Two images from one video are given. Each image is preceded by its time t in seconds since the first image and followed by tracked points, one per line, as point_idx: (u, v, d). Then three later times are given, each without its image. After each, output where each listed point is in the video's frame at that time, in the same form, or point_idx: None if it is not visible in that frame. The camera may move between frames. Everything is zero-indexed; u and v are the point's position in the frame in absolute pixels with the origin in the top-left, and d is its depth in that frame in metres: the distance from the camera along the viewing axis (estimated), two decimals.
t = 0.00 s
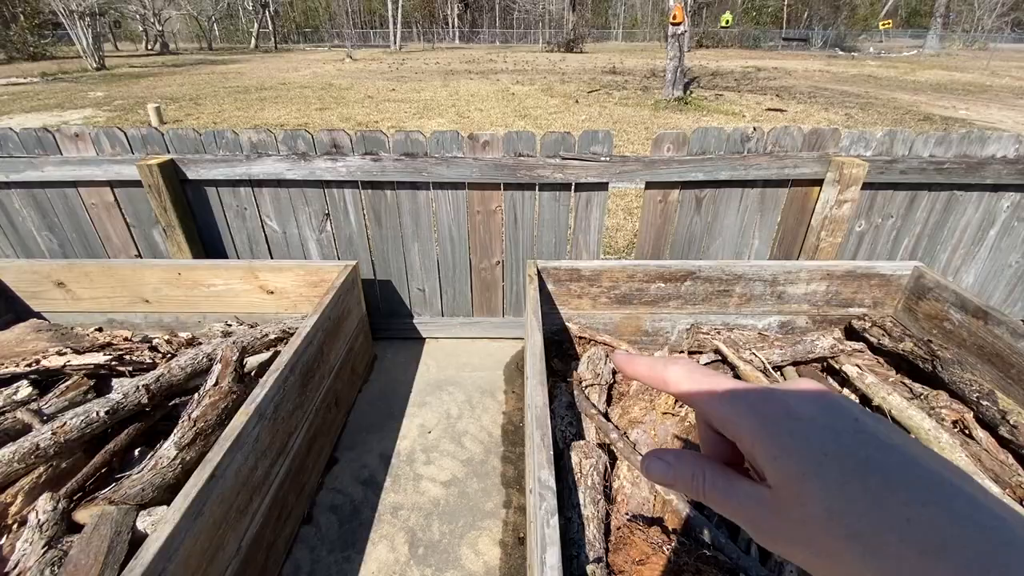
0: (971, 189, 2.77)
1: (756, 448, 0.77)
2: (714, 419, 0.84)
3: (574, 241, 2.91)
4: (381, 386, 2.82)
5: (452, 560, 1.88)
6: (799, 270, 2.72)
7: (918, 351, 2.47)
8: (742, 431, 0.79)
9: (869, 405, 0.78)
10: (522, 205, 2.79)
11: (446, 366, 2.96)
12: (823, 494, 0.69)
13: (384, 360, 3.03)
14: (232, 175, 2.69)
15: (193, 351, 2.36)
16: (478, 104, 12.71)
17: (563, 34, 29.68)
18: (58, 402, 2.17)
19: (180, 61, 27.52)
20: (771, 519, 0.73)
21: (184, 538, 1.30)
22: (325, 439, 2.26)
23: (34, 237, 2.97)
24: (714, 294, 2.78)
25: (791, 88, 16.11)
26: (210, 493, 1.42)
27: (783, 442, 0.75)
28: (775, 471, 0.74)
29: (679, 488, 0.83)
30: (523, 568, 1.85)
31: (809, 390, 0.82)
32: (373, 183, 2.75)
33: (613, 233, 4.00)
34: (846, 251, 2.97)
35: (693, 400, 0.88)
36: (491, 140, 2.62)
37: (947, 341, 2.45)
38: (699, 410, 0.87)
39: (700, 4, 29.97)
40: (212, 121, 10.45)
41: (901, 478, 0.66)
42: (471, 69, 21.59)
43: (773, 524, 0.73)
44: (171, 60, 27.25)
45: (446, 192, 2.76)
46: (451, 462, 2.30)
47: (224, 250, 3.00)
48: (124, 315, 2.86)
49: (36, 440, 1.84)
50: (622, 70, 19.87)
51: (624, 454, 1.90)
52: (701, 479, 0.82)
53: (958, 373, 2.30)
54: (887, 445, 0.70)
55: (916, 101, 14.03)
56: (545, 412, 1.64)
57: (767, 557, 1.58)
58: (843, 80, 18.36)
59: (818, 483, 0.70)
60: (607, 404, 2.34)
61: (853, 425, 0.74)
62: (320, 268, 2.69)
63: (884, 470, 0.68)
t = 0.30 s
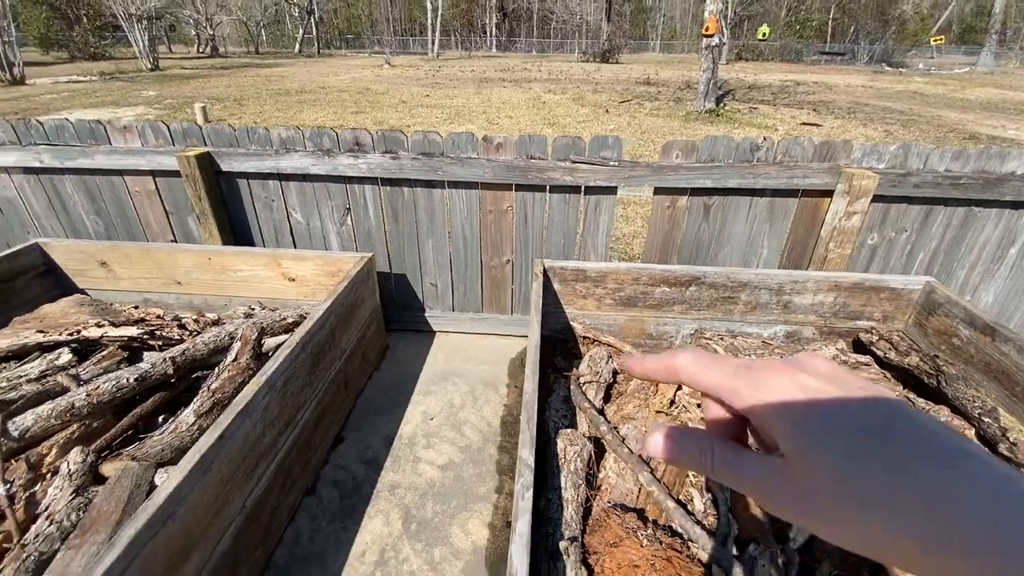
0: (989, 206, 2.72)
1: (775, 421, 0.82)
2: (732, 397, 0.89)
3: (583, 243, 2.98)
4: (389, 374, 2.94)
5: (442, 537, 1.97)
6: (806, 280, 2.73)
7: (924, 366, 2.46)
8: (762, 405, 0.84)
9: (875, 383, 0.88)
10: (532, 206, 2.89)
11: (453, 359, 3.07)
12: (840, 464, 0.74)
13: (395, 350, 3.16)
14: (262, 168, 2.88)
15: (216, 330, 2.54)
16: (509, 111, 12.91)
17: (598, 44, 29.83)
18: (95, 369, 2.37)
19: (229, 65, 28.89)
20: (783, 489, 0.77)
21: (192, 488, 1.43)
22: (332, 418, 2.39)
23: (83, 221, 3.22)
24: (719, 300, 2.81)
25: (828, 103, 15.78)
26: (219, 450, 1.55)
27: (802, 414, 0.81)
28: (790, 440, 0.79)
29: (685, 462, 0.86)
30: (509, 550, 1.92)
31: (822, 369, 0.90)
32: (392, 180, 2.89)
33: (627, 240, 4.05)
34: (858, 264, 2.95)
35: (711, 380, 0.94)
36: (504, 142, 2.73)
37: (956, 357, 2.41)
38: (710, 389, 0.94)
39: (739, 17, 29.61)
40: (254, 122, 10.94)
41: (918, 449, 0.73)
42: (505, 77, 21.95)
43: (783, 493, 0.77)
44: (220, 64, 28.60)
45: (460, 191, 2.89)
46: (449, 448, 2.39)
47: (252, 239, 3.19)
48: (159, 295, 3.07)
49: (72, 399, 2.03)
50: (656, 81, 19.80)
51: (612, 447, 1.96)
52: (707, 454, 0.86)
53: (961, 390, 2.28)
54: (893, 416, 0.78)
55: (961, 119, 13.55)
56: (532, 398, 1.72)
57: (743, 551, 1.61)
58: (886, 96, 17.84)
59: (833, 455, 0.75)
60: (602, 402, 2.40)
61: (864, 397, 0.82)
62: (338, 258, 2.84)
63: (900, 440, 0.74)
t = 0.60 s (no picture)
0: (1000, 217, 2.68)
1: (809, 381, 0.93)
2: (768, 363, 1.00)
3: (586, 242, 3.05)
4: (394, 362, 3.06)
5: (430, 514, 2.06)
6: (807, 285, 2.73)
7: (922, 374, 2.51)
8: (797, 369, 0.95)
9: (906, 352, 0.98)
10: (537, 204, 2.98)
11: (456, 350, 3.17)
12: (865, 426, 0.83)
13: (402, 340, 3.29)
14: (283, 162, 3.05)
15: (233, 312, 2.70)
16: (534, 115, 13.03)
17: (628, 51, 29.76)
18: (122, 344, 2.56)
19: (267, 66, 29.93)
20: (808, 454, 0.87)
21: (197, 447, 1.56)
22: (336, 399, 2.52)
23: (119, 207, 3.44)
24: (719, 302, 2.83)
25: (863, 113, 15.40)
26: (224, 415, 1.68)
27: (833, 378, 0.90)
28: (822, 405, 0.90)
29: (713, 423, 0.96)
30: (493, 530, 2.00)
31: (853, 336, 1.01)
32: (404, 176, 3.02)
33: (636, 242, 4.09)
34: (863, 271, 2.93)
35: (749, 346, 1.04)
36: (511, 142, 2.83)
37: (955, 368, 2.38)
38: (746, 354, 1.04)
39: (774, 25, 29.15)
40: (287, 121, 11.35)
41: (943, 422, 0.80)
42: (533, 82, 22.12)
43: (810, 459, 0.88)
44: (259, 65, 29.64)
45: (468, 188, 2.99)
46: (445, 432, 2.49)
47: (272, 229, 3.36)
48: (184, 279, 3.27)
49: (100, 367, 2.21)
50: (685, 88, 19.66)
51: (597, 436, 2.03)
52: (732, 417, 0.96)
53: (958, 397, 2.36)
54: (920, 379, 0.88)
55: (1005, 133, 13.04)
56: (518, 382, 1.80)
57: (714, 540, 1.65)
58: (926, 108, 17.26)
59: (858, 414, 0.85)
60: (595, 396, 2.46)
61: (892, 365, 0.93)
62: (350, 249, 2.98)
63: (920, 404, 0.83)
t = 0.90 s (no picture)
0: (1014, 227, 2.63)
1: (816, 408, 0.94)
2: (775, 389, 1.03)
3: (592, 243, 3.10)
4: (402, 356, 3.16)
5: (427, 501, 2.14)
6: (811, 291, 2.71)
7: (925, 383, 2.48)
8: (802, 396, 0.96)
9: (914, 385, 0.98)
10: (545, 205, 3.04)
11: (462, 346, 3.25)
12: (871, 455, 0.85)
13: (410, 335, 3.38)
14: (301, 160, 3.18)
15: (250, 303, 2.83)
16: (555, 118, 13.08)
17: (654, 54, 29.56)
18: (147, 330, 2.72)
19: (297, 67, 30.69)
20: (813, 480, 0.89)
21: (208, 425, 1.68)
22: (344, 388, 2.62)
23: (149, 201, 3.62)
24: (722, 306, 2.83)
25: (896, 119, 15.00)
26: (234, 398, 1.79)
27: (848, 405, 0.91)
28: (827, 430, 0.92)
29: (719, 442, 0.99)
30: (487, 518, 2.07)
31: (860, 366, 1.02)
32: (416, 176, 3.11)
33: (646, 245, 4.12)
34: (870, 279, 2.91)
35: (758, 374, 1.05)
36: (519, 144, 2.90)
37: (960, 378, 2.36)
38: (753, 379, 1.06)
39: (805, 28, 28.60)
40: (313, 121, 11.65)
41: (938, 444, 0.83)
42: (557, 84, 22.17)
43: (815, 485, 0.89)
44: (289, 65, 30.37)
45: (477, 189, 3.08)
46: (446, 424, 2.57)
47: (291, 225, 3.50)
48: (206, 270, 3.42)
49: (125, 350, 2.35)
50: (711, 91, 19.44)
51: (590, 432, 2.07)
52: (737, 440, 0.98)
53: (960, 408, 2.34)
54: (926, 410, 0.89)
55: None
56: (512, 376, 1.87)
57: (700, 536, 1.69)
58: (964, 114, 16.70)
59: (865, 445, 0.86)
60: (594, 394, 2.50)
61: (898, 398, 0.93)
62: (363, 245, 3.09)
63: (919, 434, 0.84)
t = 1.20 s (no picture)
0: None
1: None
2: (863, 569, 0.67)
3: (600, 245, 3.10)
4: (410, 353, 3.20)
5: (427, 496, 2.18)
6: (821, 298, 2.63)
7: (937, 395, 2.40)
8: None
9: None
10: (553, 207, 3.05)
11: (469, 345, 3.28)
12: None
13: (419, 333, 3.43)
14: (316, 160, 3.25)
15: (263, 298, 2.90)
16: (573, 118, 13.06)
17: (676, 54, 29.24)
18: (164, 322, 2.81)
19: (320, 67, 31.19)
20: None
21: (215, 416, 1.74)
22: (351, 384, 2.67)
23: (171, 197, 3.74)
24: (729, 311, 2.78)
25: (925, 121, 14.58)
26: (241, 389, 1.85)
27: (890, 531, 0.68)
28: None
29: None
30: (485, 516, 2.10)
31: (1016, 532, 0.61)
32: (426, 176, 3.16)
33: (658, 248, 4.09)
34: (885, 286, 2.85)
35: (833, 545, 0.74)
36: (528, 145, 2.92)
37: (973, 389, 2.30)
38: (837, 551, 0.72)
39: (833, 28, 27.95)
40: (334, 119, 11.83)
41: None
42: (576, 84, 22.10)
43: None
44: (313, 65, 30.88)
45: (486, 190, 3.11)
46: (450, 422, 2.60)
47: (305, 222, 3.57)
48: (223, 265, 3.51)
49: (142, 341, 2.44)
50: (733, 92, 19.16)
51: (589, 434, 2.08)
52: None
53: (972, 422, 2.20)
54: None
55: None
56: (511, 376, 1.89)
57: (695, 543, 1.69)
58: (998, 117, 16.14)
59: None
60: (596, 396, 2.51)
61: None
62: (374, 244, 3.14)
63: None
